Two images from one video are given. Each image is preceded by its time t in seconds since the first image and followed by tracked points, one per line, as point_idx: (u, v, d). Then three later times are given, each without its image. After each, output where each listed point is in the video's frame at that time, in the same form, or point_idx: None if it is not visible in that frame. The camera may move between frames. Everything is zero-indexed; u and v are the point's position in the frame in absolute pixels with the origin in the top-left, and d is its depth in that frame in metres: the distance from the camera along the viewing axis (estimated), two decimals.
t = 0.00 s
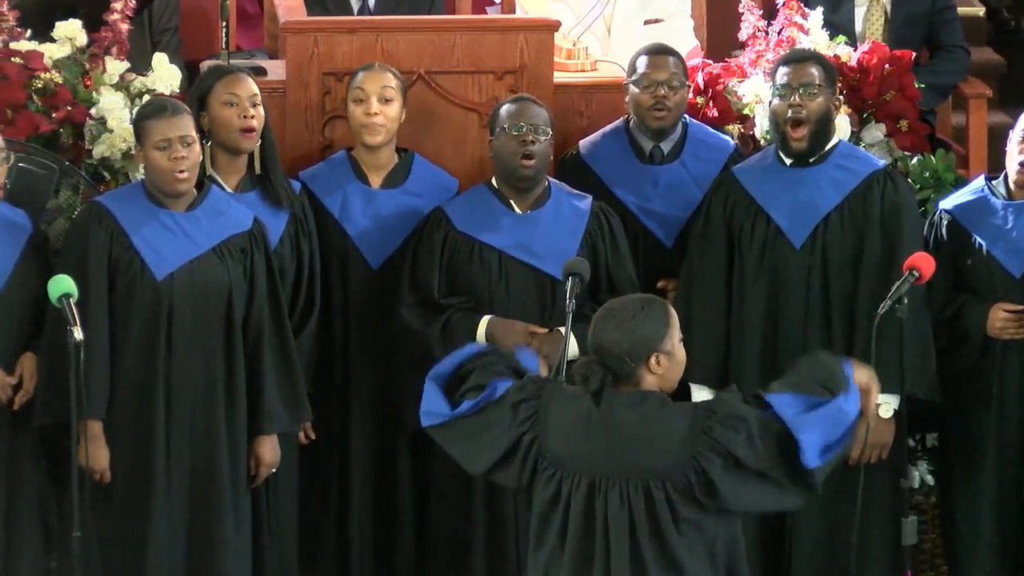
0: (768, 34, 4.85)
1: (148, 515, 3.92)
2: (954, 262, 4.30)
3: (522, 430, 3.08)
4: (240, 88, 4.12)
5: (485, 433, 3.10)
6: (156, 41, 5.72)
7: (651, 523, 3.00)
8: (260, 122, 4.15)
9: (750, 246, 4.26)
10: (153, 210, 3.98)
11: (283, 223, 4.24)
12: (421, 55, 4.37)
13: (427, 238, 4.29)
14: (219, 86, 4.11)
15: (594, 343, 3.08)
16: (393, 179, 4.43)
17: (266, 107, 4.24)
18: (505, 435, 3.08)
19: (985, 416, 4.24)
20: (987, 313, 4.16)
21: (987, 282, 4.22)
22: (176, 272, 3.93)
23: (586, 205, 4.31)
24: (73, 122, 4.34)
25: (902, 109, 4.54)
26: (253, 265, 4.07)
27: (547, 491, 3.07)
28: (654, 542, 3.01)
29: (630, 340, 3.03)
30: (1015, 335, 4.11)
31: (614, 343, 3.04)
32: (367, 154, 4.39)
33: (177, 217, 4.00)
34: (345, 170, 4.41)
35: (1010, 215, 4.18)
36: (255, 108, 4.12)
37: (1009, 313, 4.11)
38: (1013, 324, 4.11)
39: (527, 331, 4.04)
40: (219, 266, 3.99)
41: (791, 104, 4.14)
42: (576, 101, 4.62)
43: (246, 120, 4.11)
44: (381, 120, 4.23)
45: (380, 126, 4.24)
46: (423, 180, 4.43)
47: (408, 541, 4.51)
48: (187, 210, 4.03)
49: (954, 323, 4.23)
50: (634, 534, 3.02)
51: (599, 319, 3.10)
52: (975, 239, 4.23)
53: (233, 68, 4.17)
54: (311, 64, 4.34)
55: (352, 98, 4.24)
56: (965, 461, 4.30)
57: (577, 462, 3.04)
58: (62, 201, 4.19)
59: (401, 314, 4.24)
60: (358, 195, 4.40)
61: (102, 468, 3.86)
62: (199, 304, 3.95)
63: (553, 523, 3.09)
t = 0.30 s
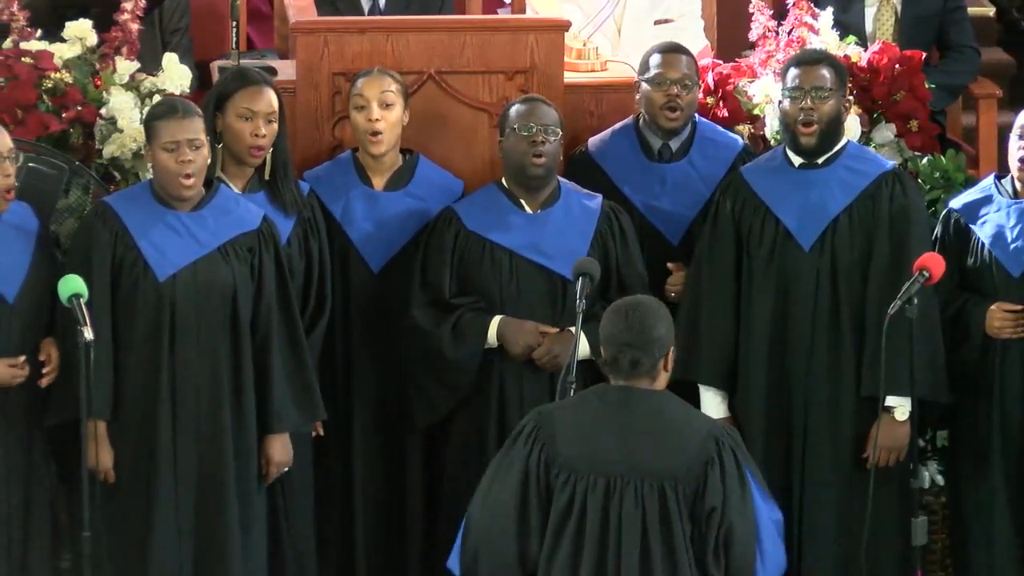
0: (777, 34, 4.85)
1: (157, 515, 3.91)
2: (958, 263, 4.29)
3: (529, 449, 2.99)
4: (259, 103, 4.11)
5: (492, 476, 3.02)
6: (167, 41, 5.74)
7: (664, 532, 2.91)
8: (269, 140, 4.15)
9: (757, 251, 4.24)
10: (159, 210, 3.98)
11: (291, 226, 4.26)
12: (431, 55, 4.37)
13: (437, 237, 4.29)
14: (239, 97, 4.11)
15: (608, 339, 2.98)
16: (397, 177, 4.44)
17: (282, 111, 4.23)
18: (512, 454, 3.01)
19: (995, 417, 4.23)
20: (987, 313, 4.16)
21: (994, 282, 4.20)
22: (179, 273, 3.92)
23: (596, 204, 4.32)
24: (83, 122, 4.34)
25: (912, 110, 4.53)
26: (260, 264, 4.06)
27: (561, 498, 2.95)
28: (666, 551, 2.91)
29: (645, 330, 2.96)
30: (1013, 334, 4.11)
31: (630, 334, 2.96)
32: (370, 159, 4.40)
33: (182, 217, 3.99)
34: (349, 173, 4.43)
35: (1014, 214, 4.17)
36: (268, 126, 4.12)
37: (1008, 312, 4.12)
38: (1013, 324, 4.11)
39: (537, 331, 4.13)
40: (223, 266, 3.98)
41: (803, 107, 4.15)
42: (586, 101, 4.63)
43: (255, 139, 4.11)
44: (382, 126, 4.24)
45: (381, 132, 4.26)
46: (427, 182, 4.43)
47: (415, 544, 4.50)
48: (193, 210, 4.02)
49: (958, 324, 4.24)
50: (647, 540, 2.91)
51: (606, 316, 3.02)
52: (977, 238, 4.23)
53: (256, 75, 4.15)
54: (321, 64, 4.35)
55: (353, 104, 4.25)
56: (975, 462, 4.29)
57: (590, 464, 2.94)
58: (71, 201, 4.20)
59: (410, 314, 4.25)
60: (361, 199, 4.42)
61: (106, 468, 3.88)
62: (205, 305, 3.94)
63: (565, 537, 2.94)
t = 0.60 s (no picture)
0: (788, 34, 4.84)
1: (165, 516, 3.91)
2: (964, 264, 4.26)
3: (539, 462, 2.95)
4: (261, 100, 4.12)
5: (502, 506, 2.94)
6: (177, 40, 5.75)
7: (680, 522, 2.99)
8: (273, 137, 4.16)
9: (765, 257, 4.21)
10: (164, 213, 3.97)
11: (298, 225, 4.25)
12: (441, 55, 4.37)
13: (448, 239, 4.30)
14: (242, 94, 4.12)
15: (605, 342, 2.96)
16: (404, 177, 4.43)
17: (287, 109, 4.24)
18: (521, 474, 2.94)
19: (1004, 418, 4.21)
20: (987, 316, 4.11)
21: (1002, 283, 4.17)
22: (183, 274, 3.91)
23: (607, 205, 4.32)
24: (93, 122, 4.34)
25: (923, 110, 4.53)
26: (266, 263, 4.04)
27: (579, 507, 2.93)
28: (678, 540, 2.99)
29: (640, 331, 2.98)
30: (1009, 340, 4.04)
31: (628, 337, 2.96)
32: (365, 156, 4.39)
33: (187, 218, 3.99)
34: (346, 168, 4.43)
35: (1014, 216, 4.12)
36: (270, 124, 4.13)
37: (1004, 314, 4.05)
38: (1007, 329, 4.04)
39: (547, 332, 4.11)
40: (228, 267, 3.97)
41: (807, 108, 4.13)
42: (596, 100, 4.61)
43: (259, 136, 4.13)
44: (383, 134, 4.26)
45: (382, 140, 4.28)
46: (423, 181, 4.44)
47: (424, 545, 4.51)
48: (198, 211, 4.01)
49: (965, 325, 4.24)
50: (662, 533, 2.97)
51: (588, 318, 2.99)
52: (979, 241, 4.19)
53: (258, 74, 4.16)
54: (332, 64, 4.35)
55: (353, 112, 4.25)
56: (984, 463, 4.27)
57: (605, 469, 2.94)
58: (82, 201, 4.20)
59: (421, 315, 4.26)
60: (356, 194, 4.43)
61: (113, 473, 3.89)
62: (212, 305, 3.93)
63: (586, 546, 2.93)
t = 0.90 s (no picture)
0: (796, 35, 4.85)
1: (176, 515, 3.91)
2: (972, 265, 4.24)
3: (525, 453, 3.04)
4: (256, 93, 4.11)
5: (474, 475, 3.04)
6: (186, 40, 5.76)
7: (668, 510, 3.12)
8: (272, 128, 4.15)
9: (776, 249, 4.21)
10: (169, 213, 3.96)
11: (299, 220, 4.23)
12: (450, 54, 4.37)
13: (456, 238, 4.30)
14: (237, 88, 4.11)
15: (600, 346, 3.04)
16: (409, 177, 4.43)
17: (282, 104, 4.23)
18: (506, 464, 3.03)
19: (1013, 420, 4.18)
20: (995, 313, 4.12)
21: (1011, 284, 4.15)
22: (191, 275, 3.90)
23: (615, 206, 4.33)
24: (102, 121, 4.34)
25: (931, 110, 4.53)
26: (274, 263, 4.04)
27: (570, 500, 3.04)
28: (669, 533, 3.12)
29: (633, 337, 3.06)
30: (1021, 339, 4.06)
31: (623, 343, 3.05)
32: (364, 151, 4.39)
33: (194, 217, 3.98)
34: (344, 167, 4.42)
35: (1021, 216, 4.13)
36: (268, 115, 4.12)
37: (1014, 314, 4.06)
38: (1018, 327, 4.06)
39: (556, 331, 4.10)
40: (237, 266, 3.97)
41: (814, 107, 4.12)
42: (605, 101, 4.62)
43: (257, 128, 4.11)
44: (382, 118, 4.24)
45: (380, 124, 4.25)
46: (420, 181, 4.43)
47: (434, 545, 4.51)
48: (205, 211, 4.00)
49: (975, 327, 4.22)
50: (655, 524, 3.10)
51: (583, 320, 3.06)
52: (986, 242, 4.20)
53: (253, 70, 4.16)
54: (341, 64, 4.36)
55: (350, 99, 4.25)
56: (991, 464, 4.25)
57: (594, 463, 3.04)
58: (90, 201, 4.21)
59: (430, 315, 4.26)
60: (351, 190, 4.41)
61: (123, 474, 3.90)
62: (220, 305, 3.93)
63: (578, 537, 3.04)
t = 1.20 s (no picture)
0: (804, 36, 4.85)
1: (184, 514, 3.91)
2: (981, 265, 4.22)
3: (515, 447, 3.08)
4: (256, 97, 4.10)
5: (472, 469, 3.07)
6: (194, 40, 5.77)
7: (660, 516, 3.12)
8: (277, 130, 4.14)
9: (784, 250, 4.20)
10: (182, 211, 3.97)
11: (309, 218, 4.24)
12: (459, 55, 4.37)
13: (464, 238, 4.31)
14: (239, 93, 4.10)
15: (597, 347, 3.07)
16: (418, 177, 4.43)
17: (284, 106, 4.22)
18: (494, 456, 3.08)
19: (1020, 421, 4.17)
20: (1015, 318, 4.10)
21: (1019, 286, 4.14)
22: (208, 273, 3.91)
23: (624, 206, 4.33)
24: (111, 122, 4.33)
25: (940, 110, 4.53)
26: (285, 263, 4.05)
27: (556, 496, 3.06)
28: (662, 539, 3.11)
29: (630, 339, 3.08)
30: None
31: (619, 344, 3.07)
32: (363, 158, 4.39)
33: (207, 217, 3.98)
34: (342, 172, 4.43)
35: None
36: (271, 117, 4.11)
37: None
38: None
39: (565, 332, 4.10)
40: (251, 266, 3.97)
41: (821, 107, 4.11)
42: (613, 101, 4.63)
43: (263, 132, 4.10)
44: (383, 130, 4.23)
45: (382, 136, 4.24)
46: (417, 188, 4.43)
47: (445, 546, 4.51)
48: (218, 211, 4.01)
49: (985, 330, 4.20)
50: (644, 526, 3.09)
51: (581, 321, 3.08)
52: (1004, 245, 4.16)
53: (252, 72, 4.16)
54: (349, 64, 4.37)
55: (351, 109, 4.23)
56: (999, 466, 4.24)
57: (582, 460, 3.07)
58: (99, 200, 4.20)
59: (439, 316, 4.26)
60: (349, 195, 4.42)
61: (136, 472, 3.87)
62: (232, 305, 3.93)
63: (565, 536, 3.06)
